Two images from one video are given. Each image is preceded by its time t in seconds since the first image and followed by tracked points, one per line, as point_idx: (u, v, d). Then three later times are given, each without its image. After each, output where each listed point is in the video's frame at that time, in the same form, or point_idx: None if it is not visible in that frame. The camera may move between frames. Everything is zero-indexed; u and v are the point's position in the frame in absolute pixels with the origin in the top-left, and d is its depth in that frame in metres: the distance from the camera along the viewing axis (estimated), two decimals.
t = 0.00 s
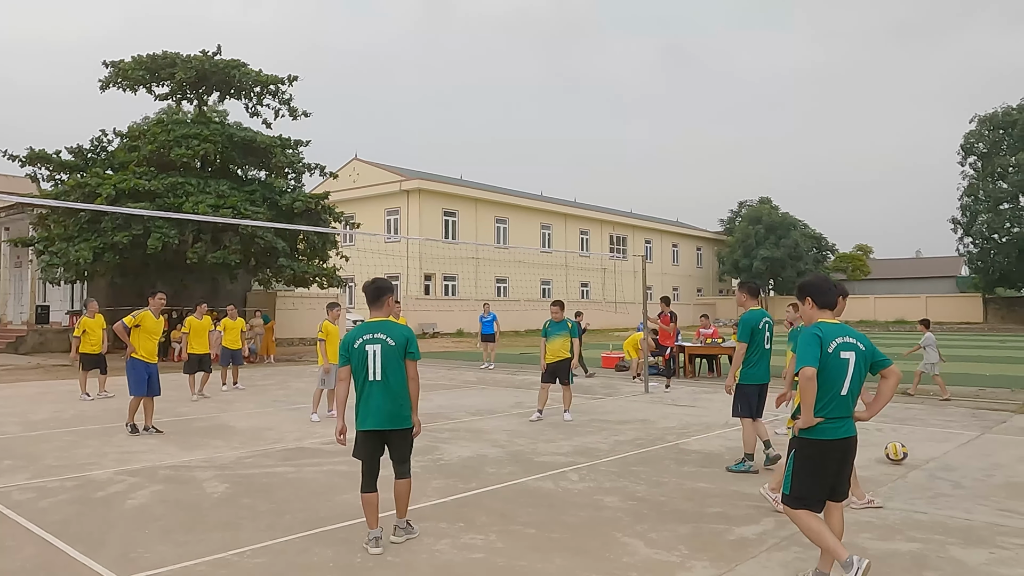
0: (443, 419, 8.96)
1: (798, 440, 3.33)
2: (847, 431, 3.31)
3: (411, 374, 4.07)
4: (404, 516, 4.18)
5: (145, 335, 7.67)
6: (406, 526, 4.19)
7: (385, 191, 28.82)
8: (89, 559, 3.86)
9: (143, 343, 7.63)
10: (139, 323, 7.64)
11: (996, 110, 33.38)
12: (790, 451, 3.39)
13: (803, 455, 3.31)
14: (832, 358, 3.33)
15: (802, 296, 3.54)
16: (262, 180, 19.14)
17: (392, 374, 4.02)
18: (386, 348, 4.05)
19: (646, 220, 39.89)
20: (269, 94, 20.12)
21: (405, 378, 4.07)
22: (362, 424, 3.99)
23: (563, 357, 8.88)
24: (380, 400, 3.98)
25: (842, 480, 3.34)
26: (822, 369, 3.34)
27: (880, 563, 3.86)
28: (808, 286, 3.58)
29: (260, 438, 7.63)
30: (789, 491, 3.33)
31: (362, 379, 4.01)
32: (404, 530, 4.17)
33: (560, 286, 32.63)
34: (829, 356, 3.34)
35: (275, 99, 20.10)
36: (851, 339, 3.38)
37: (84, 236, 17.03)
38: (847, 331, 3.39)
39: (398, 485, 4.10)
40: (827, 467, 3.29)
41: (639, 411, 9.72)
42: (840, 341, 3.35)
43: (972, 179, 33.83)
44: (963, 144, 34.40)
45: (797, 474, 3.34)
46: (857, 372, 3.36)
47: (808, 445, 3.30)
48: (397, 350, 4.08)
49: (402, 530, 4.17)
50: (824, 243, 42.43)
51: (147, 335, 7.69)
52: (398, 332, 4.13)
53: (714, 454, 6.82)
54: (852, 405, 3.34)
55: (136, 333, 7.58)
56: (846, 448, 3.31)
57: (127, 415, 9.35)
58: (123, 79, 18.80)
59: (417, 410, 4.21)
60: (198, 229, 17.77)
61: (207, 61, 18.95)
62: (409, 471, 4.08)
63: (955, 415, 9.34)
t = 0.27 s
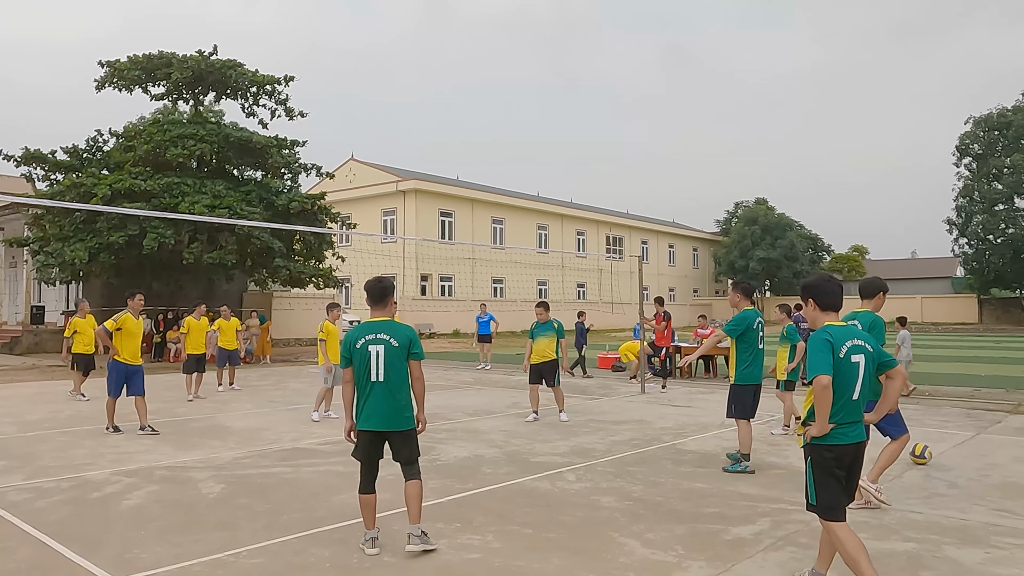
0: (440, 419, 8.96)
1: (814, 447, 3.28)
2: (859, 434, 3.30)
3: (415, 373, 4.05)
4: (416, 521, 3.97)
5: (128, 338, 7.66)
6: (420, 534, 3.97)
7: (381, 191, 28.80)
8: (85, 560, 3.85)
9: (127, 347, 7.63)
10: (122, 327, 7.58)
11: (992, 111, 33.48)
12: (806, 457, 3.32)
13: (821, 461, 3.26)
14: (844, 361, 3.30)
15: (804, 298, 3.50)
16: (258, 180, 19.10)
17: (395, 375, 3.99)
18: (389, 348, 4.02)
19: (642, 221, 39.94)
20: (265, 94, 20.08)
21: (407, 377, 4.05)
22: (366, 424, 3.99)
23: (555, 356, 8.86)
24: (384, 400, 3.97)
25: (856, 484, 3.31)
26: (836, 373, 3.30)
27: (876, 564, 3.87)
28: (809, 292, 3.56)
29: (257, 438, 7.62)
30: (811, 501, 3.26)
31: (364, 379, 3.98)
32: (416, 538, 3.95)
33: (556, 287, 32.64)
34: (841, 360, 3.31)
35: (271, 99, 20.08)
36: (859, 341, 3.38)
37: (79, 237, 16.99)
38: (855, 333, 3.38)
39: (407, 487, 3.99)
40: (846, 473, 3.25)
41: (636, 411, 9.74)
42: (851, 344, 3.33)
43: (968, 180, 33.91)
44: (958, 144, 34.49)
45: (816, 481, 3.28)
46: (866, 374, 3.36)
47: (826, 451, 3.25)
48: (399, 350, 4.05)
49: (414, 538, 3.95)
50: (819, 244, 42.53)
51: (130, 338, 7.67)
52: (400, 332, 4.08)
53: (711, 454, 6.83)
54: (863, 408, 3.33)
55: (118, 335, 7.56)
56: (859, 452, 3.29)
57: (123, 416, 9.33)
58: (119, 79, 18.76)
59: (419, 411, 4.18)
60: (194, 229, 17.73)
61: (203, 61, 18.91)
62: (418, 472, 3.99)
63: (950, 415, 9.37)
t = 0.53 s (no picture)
0: (437, 420, 8.95)
1: (837, 457, 3.09)
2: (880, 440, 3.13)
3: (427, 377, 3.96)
4: (428, 532, 3.81)
5: (111, 338, 7.61)
6: (432, 547, 3.80)
7: (379, 192, 28.79)
8: (81, 561, 3.84)
9: (109, 346, 7.59)
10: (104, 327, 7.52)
11: (988, 112, 33.56)
12: (827, 468, 3.13)
13: (845, 472, 3.07)
14: (866, 366, 3.08)
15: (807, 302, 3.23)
16: (255, 181, 19.07)
17: (405, 378, 3.92)
18: (401, 352, 3.95)
19: (640, 222, 39.98)
20: (262, 94, 20.07)
21: (419, 381, 3.97)
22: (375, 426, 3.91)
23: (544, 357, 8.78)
24: (393, 403, 3.89)
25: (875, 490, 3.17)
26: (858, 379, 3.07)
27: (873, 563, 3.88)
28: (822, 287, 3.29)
29: (253, 439, 7.61)
30: (835, 511, 3.10)
31: (375, 381, 3.93)
32: (429, 550, 3.77)
33: (554, 287, 32.66)
34: (861, 364, 3.09)
35: (268, 100, 20.07)
36: (876, 343, 3.16)
37: (76, 238, 16.97)
38: (871, 335, 3.15)
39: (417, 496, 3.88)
40: (869, 481, 3.09)
41: (633, 411, 9.75)
42: (869, 348, 3.11)
43: (964, 180, 33.98)
44: (955, 145, 34.56)
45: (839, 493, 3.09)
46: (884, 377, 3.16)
47: (850, 461, 3.07)
48: (412, 354, 3.97)
49: (426, 550, 3.77)
50: (816, 244, 42.60)
51: (112, 337, 7.63)
52: (415, 335, 4.01)
53: (708, 454, 6.84)
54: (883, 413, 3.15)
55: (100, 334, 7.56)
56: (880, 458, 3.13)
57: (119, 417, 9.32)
58: (115, 80, 18.75)
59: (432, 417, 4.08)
60: (191, 230, 17.73)
61: (201, 62, 18.89)
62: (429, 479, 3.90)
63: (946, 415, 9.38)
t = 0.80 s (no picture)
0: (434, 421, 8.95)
1: (851, 458, 3.01)
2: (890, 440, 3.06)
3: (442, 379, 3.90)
4: (428, 538, 3.79)
5: (93, 340, 7.68)
6: (428, 552, 3.78)
7: (376, 193, 28.79)
8: (76, 563, 3.84)
9: (92, 348, 7.62)
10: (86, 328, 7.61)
11: (984, 113, 33.65)
12: (840, 470, 3.05)
13: (860, 473, 2.99)
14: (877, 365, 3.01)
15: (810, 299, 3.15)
16: (252, 182, 19.05)
17: (419, 380, 3.86)
18: (416, 354, 3.90)
19: (637, 223, 40.01)
20: (259, 95, 20.06)
21: (433, 384, 3.90)
22: (387, 428, 3.85)
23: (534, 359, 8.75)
24: (406, 405, 3.83)
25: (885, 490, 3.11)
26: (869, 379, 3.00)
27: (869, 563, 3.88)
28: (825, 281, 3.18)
29: (250, 441, 7.61)
30: (848, 514, 3.02)
31: (389, 383, 3.88)
32: (425, 556, 3.76)
33: (551, 288, 32.67)
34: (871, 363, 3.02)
35: (265, 101, 20.07)
36: (882, 339, 3.10)
37: (72, 239, 16.95)
38: (878, 332, 3.09)
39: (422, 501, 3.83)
40: (881, 482, 3.03)
41: (630, 412, 9.76)
42: (878, 346, 3.05)
43: (960, 181, 34.06)
44: (951, 146, 34.64)
45: (854, 495, 3.01)
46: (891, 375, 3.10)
47: (864, 462, 2.99)
48: (427, 357, 3.92)
49: (422, 556, 3.77)
50: (813, 245, 42.66)
51: (95, 340, 7.69)
52: (431, 338, 3.96)
53: (704, 455, 6.85)
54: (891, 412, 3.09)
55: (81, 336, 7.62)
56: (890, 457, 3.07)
57: (116, 418, 9.31)
58: (112, 81, 18.72)
59: (450, 422, 4.00)
60: (187, 231, 17.70)
61: (197, 63, 18.87)
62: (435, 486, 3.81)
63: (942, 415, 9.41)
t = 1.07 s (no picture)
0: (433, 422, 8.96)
1: (851, 462, 3.01)
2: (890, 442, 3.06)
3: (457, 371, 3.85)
4: (427, 539, 3.78)
5: (78, 342, 7.68)
6: (427, 553, 3.78)
7: (375, 193, 28.78)
8: (73, 565, 3.84)
9: (75, 350, 7.64)
10: (71, 330, 7.62)
11: (982, 113, 33.68)
12: (839, 472, 3.05)
13: (860, 476, 2.99)
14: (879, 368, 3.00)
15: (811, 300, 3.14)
16: (251, 183, 19.03)
17: (427, 382, 3.86)
18: (424, 355, 3.89)
19: (636, 223, 40.01)
20: (258, 96, 20.06)
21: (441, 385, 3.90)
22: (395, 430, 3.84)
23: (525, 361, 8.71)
24: (414, 407, 3.82)
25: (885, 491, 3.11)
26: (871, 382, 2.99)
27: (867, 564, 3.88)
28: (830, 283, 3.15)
29: (248, 442, 7.61)
30: (845, 515, 3.02)
31: (397, 384, 3.87)
32: (424, 557, 3.77)
33: (550, 288, 32.68)
34: (874, 366, 3.01)
35: (264, 102, 20.06)
36: (884, 342, 3.10)
37: (71, 240, 16.94)
38: (880, 335, 3.09)
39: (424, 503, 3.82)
40: (880, 485, 3.03)
41: (628, 413, 9.76)
42: (880, 349, 3.04)
43: (959, 181, 34.09)
44: (949, 146, 34.67)
45: (853, 497, 3.01)
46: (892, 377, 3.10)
47: (865, 465, 2.99)
48: (435, 358, 3.90)
49: (422, 556, 3.77)
50: (812, 245, 42.68)
51: (80, 342, 7.70)
52: (439, 339, 3.94)
53: (703, 455, 6.86)
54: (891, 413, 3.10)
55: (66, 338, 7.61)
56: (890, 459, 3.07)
57: (114, 420, 9.31)
58: (111, 82, 18.72)
59: (460, 423, 3.97)
60: (186, 232, 17.70)
61: (196, 64, 18.87)
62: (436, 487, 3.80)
63: (940, 415, 9.42)
